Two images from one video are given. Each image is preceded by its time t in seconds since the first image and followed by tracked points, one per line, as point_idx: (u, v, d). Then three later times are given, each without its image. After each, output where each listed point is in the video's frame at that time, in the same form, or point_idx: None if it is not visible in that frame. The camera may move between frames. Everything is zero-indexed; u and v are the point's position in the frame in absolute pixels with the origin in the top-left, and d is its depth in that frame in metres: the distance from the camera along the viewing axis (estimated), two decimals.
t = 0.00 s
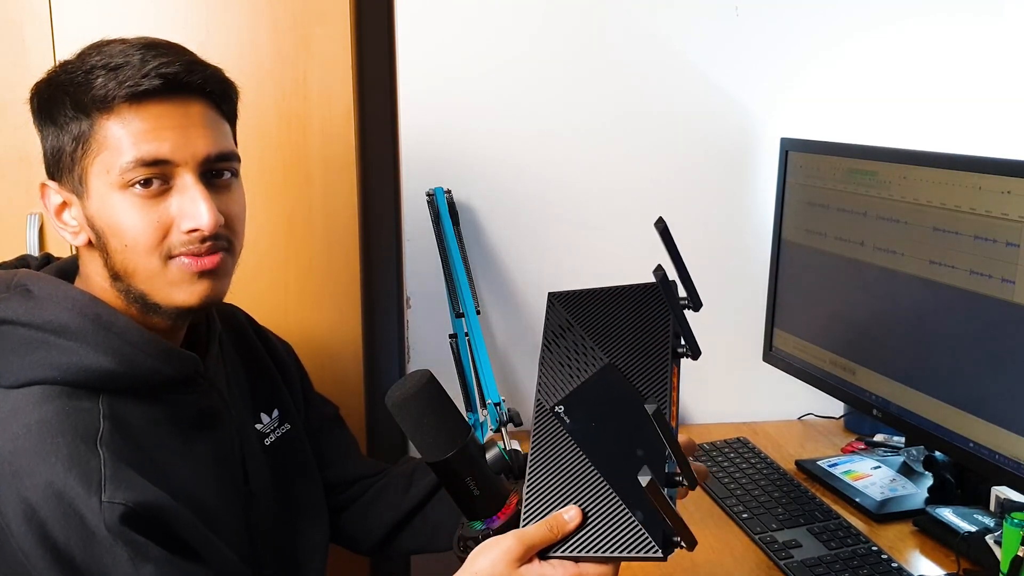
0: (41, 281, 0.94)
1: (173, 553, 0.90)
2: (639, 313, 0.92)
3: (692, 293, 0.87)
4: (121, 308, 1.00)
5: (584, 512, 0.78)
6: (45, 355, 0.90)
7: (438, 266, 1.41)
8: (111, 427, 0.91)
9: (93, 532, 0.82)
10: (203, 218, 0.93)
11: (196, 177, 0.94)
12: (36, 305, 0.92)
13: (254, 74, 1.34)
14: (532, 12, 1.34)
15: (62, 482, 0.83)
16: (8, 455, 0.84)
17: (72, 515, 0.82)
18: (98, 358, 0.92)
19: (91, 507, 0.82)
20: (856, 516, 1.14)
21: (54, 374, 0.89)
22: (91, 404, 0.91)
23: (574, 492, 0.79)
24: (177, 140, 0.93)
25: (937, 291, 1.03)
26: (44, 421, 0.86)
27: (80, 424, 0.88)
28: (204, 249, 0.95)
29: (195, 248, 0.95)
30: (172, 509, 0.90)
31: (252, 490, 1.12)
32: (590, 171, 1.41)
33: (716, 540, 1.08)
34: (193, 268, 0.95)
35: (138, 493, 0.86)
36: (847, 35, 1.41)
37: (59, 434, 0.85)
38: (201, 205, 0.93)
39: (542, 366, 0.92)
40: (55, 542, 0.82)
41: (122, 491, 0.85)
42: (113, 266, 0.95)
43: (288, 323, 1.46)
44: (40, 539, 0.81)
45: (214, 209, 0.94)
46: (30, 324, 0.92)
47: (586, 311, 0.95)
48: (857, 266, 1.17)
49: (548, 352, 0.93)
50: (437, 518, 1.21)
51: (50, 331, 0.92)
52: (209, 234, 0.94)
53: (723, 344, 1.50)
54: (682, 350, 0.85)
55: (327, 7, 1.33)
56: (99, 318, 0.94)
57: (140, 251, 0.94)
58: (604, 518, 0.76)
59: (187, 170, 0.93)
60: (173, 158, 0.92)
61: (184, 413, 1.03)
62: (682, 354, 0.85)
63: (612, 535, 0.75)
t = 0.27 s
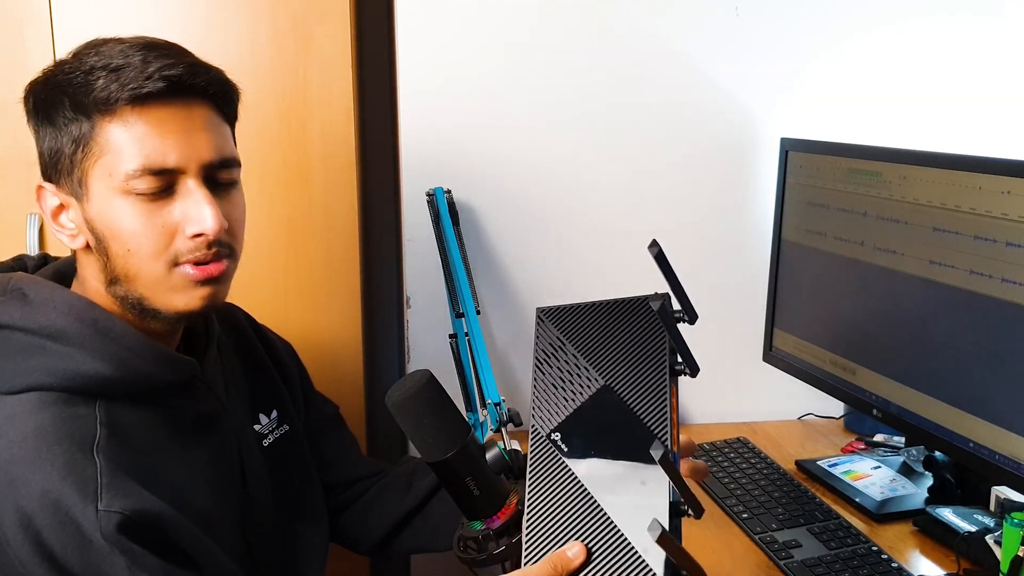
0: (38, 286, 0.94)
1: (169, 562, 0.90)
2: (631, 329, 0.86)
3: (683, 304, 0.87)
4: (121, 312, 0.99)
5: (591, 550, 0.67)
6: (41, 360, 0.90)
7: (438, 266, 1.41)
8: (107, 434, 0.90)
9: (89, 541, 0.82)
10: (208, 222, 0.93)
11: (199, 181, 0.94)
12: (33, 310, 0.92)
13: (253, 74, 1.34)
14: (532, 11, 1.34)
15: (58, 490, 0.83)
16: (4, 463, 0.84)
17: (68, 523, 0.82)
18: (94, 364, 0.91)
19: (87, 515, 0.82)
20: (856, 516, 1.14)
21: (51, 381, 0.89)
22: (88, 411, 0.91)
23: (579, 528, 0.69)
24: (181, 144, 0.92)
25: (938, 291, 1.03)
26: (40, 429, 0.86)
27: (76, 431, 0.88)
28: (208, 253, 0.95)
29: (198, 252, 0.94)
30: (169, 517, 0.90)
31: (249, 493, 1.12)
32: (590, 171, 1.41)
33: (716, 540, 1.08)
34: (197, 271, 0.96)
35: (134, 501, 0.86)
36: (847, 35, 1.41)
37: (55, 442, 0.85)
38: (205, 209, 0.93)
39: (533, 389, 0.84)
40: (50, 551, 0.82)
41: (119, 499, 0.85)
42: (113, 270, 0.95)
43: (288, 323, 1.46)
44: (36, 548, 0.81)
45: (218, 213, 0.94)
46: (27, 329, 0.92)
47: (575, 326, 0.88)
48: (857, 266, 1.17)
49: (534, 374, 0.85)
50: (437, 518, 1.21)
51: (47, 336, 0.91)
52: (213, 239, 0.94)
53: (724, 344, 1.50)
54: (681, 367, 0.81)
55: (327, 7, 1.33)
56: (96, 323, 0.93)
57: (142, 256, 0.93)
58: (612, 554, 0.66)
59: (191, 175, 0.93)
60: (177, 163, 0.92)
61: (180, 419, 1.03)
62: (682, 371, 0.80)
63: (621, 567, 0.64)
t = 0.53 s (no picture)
0: (37, 287, 0.94)
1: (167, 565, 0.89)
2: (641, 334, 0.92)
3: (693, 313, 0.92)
4: (139, 313, 0.99)
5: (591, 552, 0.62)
6: (40, 361, 0.90)
7: (438, 265, 1.41)
8: (107, 435, 0.90)
9: (88, 543, 0.82)
10: (238, 226, 0.94)
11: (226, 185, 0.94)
12: (30, 311, 0.92)
13: (254, 74, 1.34)
14: (532, 11, 1.34)
15: (58, 491, 0.83)
16: (4, 464, 0.84)
17: (67, 522, 0.82)
18: (93, 364, 0.92)
19: (87, 516, 0.82)
20: (856, 516, 1.14)
21: (50, 382, 0.89)
22: (87, 411, 0.91)
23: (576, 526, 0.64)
24: (209, 149, 0.93)
25: (938, 291, 1.03)
26: (40, 429, 0.86)
27: (76, 431, 0.88)
28: (235, 256, 0.96)
29: (225, 254, 0.95)
30: (169, 518, 0.89)
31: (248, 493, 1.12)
32: (590, 170, 1.41)
33: (716, 540, 1.08)
34: (224, 269, 0.96)
35: (134, 502, 0.86)
36: (848, 35, 1.41)
37: (54, 443, 0.85)
38: (234, 211, 0.94)
39: (541, 387, 0.85)
40: (50, 552, 0.82)
41: (118, 501, 0.84)
42: (136, 273, 0.95)
43: (288, 323, 1.46)
44: (36, 549, 0.82)
45: (246, 217, 0.96)
46: (26, 331, 0.92)
47: (587, 335, 0.92)
48: (857, 266, 1.17)
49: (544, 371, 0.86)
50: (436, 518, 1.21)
51: (45, 337, 0.92)
52: (241, 240, 0.96)
53: (724, 343, 1.50)
54: (687, 371, 0.84)
55: (327, 6, 1.33)
56: (94, 325, 0.93)
57: (170, 259, 0.93)
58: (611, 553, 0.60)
59: (219, 179, 0.94)
60: (206, 166, 0.92)
61: (178, 419, 1.03)
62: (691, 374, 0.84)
63: (614, 565, 0.59)
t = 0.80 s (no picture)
0: (41, 285, 0.94)
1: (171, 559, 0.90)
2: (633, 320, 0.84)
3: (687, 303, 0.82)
4: (148, 307, 0.99)
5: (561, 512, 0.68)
6: (43, 358, 0.90)
7: (438, 266, 1.41)
8: (111, 431, 0.90)
9: (93, 539, 0.82)
10: (246, 215, 0.94)
11: (232, 175, 0.95)
12: (32, 308, 0.92)
13: (254, 74, 1.34)
14: (532, 11, 1.34)
15: (62, 488, 0.83)
16: (8, 460, 0.84)
17: (72, 520, 0.82)
18: (96, 361, 0.92)
19: (91, 513, 0.82)
20: (856, 516, 1.14)
21: (53, 378, 0.89)
22: (91, 408, 0.91)
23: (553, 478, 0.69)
24: (216, 138, 0.93)
25: (938, 291, 1.03)
26: (44, 425, 0.86)
27: (80, 427, 0.88)
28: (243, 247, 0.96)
29: (232, 244, 0.96)
30: (174, 514, 0.90)
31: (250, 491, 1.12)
32: (590, 170, 1.41)
33: (716, 540, 1.08)
34: (227, 268, 0.97)
35: (138, 499, 0.86)
36: (847, 36, 1.42)
37: (58, 439, 0.85)
38: (242, 198, 0.94)
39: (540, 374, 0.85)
40: (54, 548, 0.82)
41: (122, 497, 0.85)
42: (146, 265, 0.94)
43: (288, 323, 1.46)
44: (39, 546, 0.81)
45: (253, 205, 0.96)
46: (28, 328, 0.92)
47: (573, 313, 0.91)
48: (857, 266, 1.17)
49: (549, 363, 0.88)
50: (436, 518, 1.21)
51: (49, 334, 0.92)
52: (248, 228, 0.96)
53: (723, 343, 1.50)
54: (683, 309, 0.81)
55: (327, 6, 1.33)
56: (99, 322, 0.94)
57: (180, 249, 0.93)
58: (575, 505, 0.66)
59: (226, 170, 0.94)
60: (214, 155, 0.93)
61: (180, 416, 1.03)
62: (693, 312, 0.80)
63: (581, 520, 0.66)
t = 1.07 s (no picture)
0: (36, 281, 0.94)
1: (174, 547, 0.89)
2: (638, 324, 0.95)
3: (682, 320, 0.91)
4: (129, 308, 0.99)
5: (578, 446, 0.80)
6: (40, 355, 0.90)
7: (438, 266, 1.41)
8: (109, 426, 0.90)
9: (94, 531, 0.82)
10: (218, 213, 0.93)
11: (206, 175, 0.94)
12: (29, 304, 0.92)
13: (253, 74, 1.34)
14: (532, 11, 1.34)
15: (62, 481, 0.83)
16: (8, 454, 0.84)
17: (72, 513, 0.82)
18: (94, 358, 0.92)
19: (91, 506, 0.82)
20: (856, 516, 1.14)
21: (51, 374, 0.89)
22: (90, 404, 0.91)
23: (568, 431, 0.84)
24: (187, 139, 0.92)
25: (938, 291, 1.03)
26: (43, 421, 0.86)
27: (78, 423, 0.88)
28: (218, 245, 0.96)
29: (208, 245, 0.95)
30: (173, 504, 0.89)
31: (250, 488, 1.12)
32: (591, 170, 1.41)
33: (716, 539, 1.08)
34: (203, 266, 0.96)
35: (138, 491, 0.86)
36: (847, 36, 1.41)
37: (58, 434, 0.85)
38: (214, 201, 0.94)
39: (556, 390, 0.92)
40: (55, 541, 0.81)
41: (122, 490, 0.84)
42: (123, 267, 0.95)
43: (287, 322, 1.46)
44: (41, 540, 0.81)
45: (227, 206, 0.95)
46: (26, 324, 0.92)
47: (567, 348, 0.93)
48: (857, 266, 1.17)
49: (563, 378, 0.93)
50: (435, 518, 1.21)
51: (44, 331, 0.92)
52: (222, 230, 0.95)
53: (723, 343, 1.50)
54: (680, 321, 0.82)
55: (327, 7, 1.33)
56: (95, 318, 0.94)
57: (153, 251, 0.93)
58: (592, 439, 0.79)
59: (199, 168, 0.94)
60: (185, 156, 0.92)
61: (180, 413, 1.03)
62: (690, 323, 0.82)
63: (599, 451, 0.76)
